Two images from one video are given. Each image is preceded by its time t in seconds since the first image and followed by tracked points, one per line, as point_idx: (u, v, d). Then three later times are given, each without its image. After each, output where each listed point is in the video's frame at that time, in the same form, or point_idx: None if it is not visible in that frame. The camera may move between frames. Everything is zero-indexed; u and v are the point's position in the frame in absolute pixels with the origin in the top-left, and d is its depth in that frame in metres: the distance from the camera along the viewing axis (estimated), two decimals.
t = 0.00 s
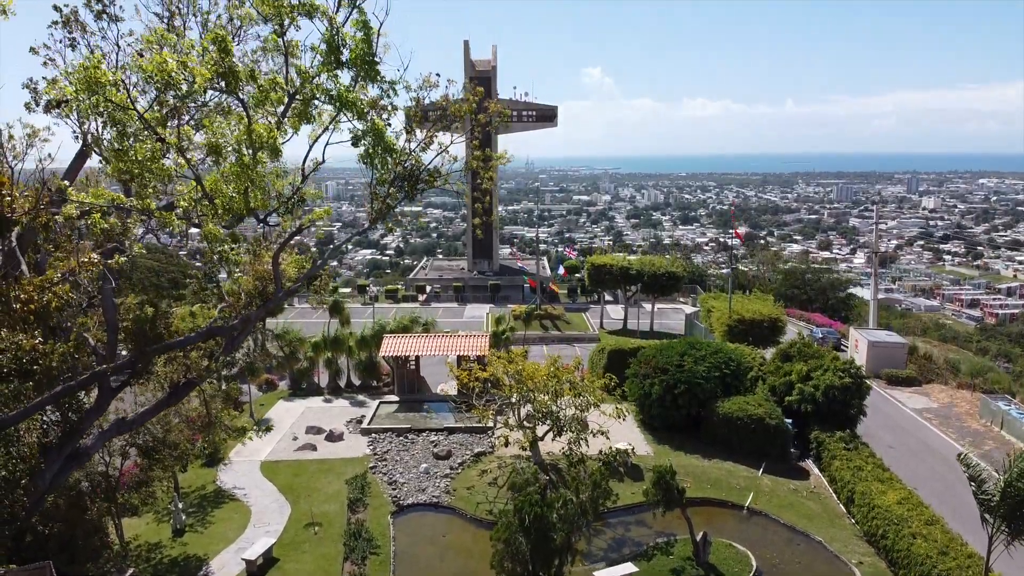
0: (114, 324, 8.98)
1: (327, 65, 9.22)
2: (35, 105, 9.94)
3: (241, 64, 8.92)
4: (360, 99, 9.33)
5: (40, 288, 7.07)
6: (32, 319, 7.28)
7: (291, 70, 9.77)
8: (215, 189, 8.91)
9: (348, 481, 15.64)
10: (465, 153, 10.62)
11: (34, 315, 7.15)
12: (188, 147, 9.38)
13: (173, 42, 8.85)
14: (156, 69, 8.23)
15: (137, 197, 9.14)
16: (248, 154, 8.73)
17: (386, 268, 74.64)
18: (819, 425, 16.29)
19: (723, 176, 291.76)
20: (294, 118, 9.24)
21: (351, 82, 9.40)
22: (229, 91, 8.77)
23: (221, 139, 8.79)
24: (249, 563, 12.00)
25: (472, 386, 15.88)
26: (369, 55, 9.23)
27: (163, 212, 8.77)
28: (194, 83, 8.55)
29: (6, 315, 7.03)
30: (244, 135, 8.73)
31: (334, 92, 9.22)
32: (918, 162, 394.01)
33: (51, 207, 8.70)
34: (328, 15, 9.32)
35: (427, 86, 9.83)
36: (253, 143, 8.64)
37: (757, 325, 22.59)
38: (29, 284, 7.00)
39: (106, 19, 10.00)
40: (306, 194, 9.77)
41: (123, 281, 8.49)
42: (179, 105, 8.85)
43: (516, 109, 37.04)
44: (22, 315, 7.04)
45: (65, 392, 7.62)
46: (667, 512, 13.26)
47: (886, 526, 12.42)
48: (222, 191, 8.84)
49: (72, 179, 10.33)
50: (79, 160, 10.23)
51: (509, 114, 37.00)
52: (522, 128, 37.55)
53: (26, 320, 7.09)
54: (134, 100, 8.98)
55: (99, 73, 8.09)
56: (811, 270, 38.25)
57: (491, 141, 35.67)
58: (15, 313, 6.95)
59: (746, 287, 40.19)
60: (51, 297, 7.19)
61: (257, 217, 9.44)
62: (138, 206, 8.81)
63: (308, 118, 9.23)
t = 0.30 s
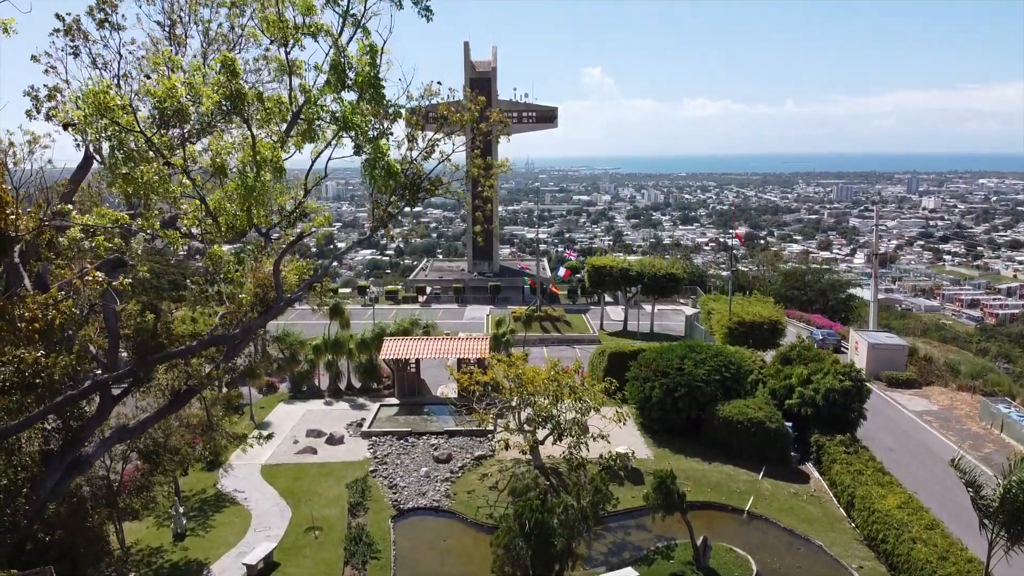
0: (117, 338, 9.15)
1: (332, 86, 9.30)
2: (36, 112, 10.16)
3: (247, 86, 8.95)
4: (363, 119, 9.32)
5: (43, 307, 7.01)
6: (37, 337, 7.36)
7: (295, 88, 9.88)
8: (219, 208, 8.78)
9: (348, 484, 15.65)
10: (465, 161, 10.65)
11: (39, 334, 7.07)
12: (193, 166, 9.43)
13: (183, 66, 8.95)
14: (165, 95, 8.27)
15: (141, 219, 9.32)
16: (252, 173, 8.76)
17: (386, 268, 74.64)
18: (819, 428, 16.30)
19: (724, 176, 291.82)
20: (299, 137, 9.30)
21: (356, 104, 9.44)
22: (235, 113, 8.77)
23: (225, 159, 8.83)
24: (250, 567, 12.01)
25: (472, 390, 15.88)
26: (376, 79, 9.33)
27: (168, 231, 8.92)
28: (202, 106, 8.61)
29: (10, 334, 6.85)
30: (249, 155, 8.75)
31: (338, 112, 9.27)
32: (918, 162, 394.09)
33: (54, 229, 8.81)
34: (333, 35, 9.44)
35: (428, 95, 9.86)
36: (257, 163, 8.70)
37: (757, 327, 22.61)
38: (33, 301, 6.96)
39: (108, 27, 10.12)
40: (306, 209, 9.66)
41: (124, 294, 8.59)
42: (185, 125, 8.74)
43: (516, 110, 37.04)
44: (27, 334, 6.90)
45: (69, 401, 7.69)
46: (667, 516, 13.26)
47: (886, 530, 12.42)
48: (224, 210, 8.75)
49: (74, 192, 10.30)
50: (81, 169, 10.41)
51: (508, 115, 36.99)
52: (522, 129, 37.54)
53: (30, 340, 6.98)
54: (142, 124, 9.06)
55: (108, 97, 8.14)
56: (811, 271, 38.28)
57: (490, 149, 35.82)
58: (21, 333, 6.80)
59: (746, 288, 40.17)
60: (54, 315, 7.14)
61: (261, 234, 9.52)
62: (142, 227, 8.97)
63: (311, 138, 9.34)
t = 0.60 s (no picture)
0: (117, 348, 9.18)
1: (331, 106, 9.34)
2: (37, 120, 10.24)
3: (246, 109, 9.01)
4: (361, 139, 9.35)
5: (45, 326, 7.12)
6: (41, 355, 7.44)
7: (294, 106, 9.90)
8: (220, 227, 8.92)
9: (348, 488, 15.66)
10: (466, 169, 10.66)
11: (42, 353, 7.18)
12: (194, 191, 9.39)
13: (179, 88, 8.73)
14: (165, 121, 8.18)
15: (141, 237, 9.29)
16: (252, 193, 8.64)
17: (386, 269, 74.66)
18: (819, 432, 16.31)
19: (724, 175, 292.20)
20: (298, 157, 9.38)
21: (354, 125, 9.47)
22: (236, 136, 8.78)
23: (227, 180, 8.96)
24: (250, 572, 12.02)
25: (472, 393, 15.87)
26: (375, 100, 9.33)
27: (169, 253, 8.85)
28: (201, 130, 8.53)
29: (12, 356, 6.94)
30: (249, 176, 8.70)
31: (337, 133, 9.28)
32: (918, 161, 394.07)
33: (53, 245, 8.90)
34: (331, 54, 9.52)
35: (427, 104, 9.90)
36: (259, 186, 8.62)
37: (757, 330, 22.61)
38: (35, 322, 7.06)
39: (109, 36, 10.24)
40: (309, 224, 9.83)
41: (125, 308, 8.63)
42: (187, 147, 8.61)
43: (517, 111, 37.04)
44: (29, 354, 6.99)
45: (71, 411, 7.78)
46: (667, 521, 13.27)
47: (886, 535, 12.44)
48: (225, 231, 8.87)
49: (75, 199, 10.48)
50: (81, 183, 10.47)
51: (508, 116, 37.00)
52: (522, 130, 37.55)
53: (33, 358, 7.08)
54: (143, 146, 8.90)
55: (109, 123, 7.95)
56: (811, 272, 38.29)
57: (491, 159, 36.15)
58: (23, 353, 6.88)
59: (746, 289, 40.14)
60: (55, 334, 7.25)
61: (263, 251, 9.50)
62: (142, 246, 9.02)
63: (313, 158, 9.42)
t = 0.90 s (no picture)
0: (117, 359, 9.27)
1: (328, 125, 9.34)
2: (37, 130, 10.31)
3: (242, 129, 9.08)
4: (359, 159, 9.44)
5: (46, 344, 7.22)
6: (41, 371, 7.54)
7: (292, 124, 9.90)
8: (219, 245, 8.68)
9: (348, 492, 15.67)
10: (465, 177, 10.68)
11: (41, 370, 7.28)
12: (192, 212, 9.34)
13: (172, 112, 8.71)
14: (158, 146, 8.31)
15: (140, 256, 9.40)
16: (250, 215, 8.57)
17: (386, 270, 74.75)
18: (818, 436, 16.33)
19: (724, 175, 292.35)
20: (296, 175, 9.46)
21: (352, 144, 9.50)
22: (232, 158, 8.77)
23: (224, 200, 8.96)
24: None
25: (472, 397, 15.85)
26: (369, 121, 9.32)
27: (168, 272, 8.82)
28: (195, 152, 8.60)
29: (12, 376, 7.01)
30: (246, 197, 8.56)
31: (333, 153, 9.35)
32: (918, 160, 394.13)
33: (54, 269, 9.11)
34: (327, 72, 9.57)
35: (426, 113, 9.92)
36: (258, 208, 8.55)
37: (757, 333, 22.62)
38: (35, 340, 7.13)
39: (109, 45, 10.28)
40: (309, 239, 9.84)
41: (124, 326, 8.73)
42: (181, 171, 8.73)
43: (517, 113, 37.05)
44: (29, 373, 7.08)
45: (73, 421, 7.89)
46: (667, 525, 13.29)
47: (885, 540, 12.45)
48: (224, 250, 8.68)
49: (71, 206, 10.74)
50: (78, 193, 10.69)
51: (509, 118, 37.01)
52: (522, 132, 37.56)
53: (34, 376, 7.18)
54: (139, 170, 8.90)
55: (101, 148, 7.99)
56: (811, 274, 38.31)
57: (490, 166, 36.18)
58: (23, 372, 6.98)
59: (747, 290, 40.14)
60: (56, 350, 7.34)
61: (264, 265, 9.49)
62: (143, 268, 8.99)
63: (310, 176, 9.53)
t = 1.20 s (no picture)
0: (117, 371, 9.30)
1: (324, 145, 9.38)
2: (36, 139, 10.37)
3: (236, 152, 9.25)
4: (356, 178, 9.51)
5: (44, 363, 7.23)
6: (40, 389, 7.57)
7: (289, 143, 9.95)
8: (216, 266, 8.72)
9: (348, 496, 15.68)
10: (464, 184, 10.67)
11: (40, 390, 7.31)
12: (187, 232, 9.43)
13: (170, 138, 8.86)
14: (153, 173, 8.32)
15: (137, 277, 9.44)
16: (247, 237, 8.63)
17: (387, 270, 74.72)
18: (818, 440, 16.33)
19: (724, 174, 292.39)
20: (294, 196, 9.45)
21: (348, 163, 9.53)
22: (225, 179, 9.09)
23: (221, 222, 8.84)
24: None
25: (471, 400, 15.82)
26: (365, 141, 9.34)
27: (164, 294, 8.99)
28: (191, 176, 8.75)
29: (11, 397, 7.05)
30: (242, 221, 8.61)
31: (329, 172, 9.37)
32: (918, 159, 394.01)
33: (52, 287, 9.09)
34: (322, 91, 9.69)
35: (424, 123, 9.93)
36: (252, 230, 8.59)
37: (757, 336, 22.62)
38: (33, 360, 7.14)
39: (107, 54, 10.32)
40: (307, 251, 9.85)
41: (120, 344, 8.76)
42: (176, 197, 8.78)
43: (517, 114, 37.03)
44: (28, 394, 7.10)
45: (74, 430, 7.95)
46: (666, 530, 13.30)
47: (884, 545, 12.46)
48: (221, 271, 8.67)
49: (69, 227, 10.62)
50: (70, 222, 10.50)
51: (508, 119, 36.99)
52: (522, 133, 37.55)
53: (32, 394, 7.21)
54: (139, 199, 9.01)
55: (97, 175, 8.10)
56: (811, 275, 38.29)
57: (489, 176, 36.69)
58: (23, 393, 7.01)
59: (747, 291, 40.11)
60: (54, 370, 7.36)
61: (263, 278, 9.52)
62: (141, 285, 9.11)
63: (306, 195, 9.45)
